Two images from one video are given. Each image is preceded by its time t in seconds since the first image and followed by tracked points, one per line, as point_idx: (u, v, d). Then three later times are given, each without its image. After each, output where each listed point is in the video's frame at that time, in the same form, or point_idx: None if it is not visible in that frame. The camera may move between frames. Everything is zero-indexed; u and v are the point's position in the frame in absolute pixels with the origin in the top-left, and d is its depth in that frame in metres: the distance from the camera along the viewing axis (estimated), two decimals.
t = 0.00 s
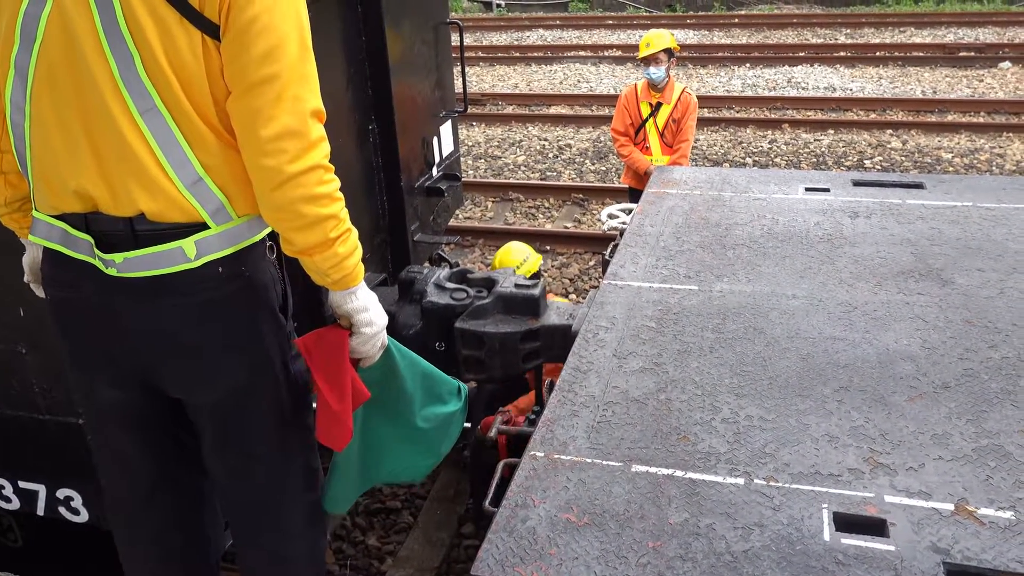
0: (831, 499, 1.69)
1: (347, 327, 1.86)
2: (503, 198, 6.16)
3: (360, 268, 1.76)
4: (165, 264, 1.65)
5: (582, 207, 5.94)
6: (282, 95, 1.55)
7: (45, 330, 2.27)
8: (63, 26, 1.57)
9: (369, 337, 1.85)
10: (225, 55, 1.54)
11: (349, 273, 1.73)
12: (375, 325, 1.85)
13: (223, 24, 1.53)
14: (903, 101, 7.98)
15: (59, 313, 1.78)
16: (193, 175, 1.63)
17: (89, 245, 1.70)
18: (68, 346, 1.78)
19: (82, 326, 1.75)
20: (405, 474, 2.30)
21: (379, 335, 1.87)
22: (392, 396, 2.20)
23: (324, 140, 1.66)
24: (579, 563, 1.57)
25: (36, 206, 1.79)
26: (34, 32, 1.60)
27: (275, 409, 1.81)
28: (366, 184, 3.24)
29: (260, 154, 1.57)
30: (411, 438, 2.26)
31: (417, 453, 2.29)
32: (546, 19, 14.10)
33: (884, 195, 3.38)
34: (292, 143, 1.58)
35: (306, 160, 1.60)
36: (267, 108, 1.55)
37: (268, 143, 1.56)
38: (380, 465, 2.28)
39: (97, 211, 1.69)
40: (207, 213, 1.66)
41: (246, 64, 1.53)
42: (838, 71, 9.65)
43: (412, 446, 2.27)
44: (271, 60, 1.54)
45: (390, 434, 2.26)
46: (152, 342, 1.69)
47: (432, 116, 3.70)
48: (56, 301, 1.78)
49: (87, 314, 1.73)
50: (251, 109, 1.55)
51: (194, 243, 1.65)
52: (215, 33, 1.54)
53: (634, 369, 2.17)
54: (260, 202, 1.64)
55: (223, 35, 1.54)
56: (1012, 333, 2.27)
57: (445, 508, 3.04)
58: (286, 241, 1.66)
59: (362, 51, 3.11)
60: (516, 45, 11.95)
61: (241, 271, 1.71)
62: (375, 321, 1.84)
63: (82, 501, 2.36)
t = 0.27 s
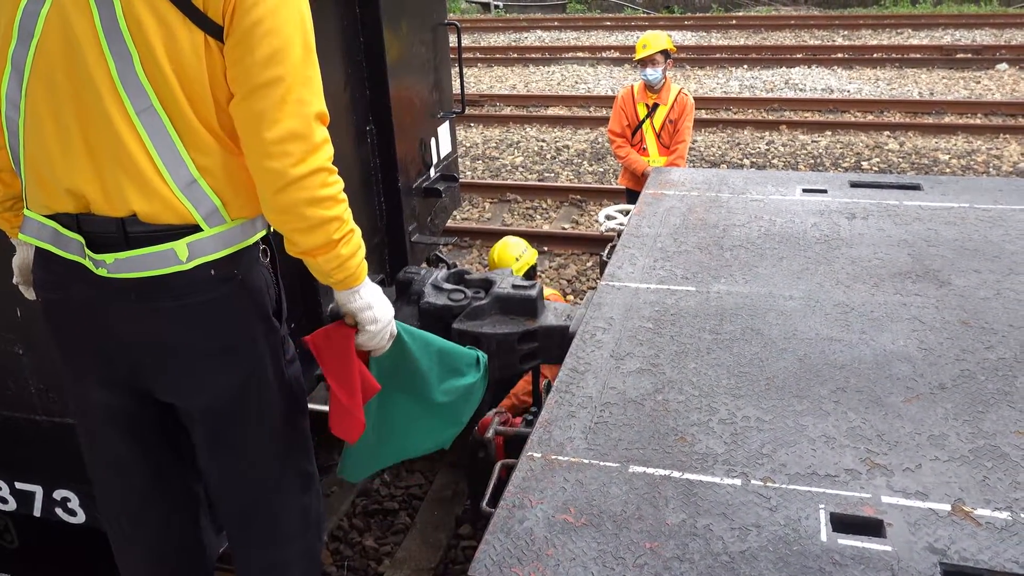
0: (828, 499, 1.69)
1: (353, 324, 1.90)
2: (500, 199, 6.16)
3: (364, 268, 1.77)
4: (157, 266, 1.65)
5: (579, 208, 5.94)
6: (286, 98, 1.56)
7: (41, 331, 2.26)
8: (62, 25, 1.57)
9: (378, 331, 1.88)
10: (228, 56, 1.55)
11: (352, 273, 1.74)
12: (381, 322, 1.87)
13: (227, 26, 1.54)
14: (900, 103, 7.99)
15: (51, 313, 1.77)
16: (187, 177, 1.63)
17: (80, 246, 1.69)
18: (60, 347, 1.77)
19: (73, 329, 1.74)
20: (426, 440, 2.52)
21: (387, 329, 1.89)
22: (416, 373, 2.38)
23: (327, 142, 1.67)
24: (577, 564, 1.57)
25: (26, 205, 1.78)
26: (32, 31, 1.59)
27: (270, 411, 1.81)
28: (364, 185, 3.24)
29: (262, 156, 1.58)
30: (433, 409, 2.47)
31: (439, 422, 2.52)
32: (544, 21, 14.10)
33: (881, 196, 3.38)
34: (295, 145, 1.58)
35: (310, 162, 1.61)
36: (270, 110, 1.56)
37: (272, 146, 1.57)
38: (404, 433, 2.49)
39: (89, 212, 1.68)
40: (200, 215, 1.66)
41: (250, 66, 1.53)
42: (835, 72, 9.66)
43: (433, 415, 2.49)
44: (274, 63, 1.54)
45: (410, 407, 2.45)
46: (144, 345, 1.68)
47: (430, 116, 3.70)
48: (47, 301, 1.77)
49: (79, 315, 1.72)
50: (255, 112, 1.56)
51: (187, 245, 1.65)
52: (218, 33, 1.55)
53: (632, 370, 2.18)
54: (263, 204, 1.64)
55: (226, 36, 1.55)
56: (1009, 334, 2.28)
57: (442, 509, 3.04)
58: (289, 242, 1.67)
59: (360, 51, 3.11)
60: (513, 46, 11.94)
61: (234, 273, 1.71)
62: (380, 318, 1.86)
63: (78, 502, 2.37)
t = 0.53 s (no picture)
0: (826, 499, 1.69)
1: (360, 322, 1.90)
2: (498, 199, 6.16)
3: (371, 268, 1.78)
4: (158, 266, 1.65)
5: (577, 208, 5.94)
6: (292, 102, 1.56)
7: (39, 332, 2.25)
8: (65, 25, 1.57)
9: (388, 326, 1.88)
10: (234, 60, 1.55)
11: (357, 274, 1.74)
12: (388, 318, 1.87)
13: (233, 29, 1.54)
14: (897, 103, 8.01)
15: (50, 313, 1.76)
16: (189, 178, 1.63)
17: (80, 245, 1.69)
18: (60, 348, 1.77)
19: (72, 331, 1.74)
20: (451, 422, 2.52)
21: (395, 324, 1.90)
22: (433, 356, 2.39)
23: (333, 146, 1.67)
24: (575, 564, 1.57)
25: (25, 205, 1.78)
26: (35, 31, 1.59)
27: (270, 413, 1.81)
28: (362, 186, 3.24)
29: (269, 160, 1.58)
30: (453, 392, 2.47)
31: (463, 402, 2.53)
32: (542, 21, 14.10)
33: (878, 196, 3.39)
34: (302, 149, 1.59)
35: (317, 166, 1.61)
36: (277, 115, 1.56)
37: (279, 149, 1.57)
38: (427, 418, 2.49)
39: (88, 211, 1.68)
40: (201, 216, 1.66)
41: (257, 71, 1.54)
42: (832, 73, 9.67)
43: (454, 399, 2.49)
44: (281, 69, 1.55)
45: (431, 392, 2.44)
46: (143, 347, 1.68)
47: (428, 117, 3.70)
48: (45, 301, 1.77)
49: (79, 316, 1.72)
50: (262, 116, 1.56)
51: (187, 246, 1.65)
52: (224, 36, 1.55)
53: (630, 371, 2.18)
54: (270, 207, 1.64)
55: (232, 40, 1.55)
56: (1005, 334, 2.28)
57: (441, 509, 3.04)
58: (295, 245, 1.67)
59: (358, 52, 3.11)
60: (510, 46, 11.95)
61: (234, 274, 1.71)
62: (387, 316, 1.86)
63: (76, 503, 2.37)
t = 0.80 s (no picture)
0: (825, 499, 1.69)
1: (355, 330, 1.90)
2: (496, 199, 6.16)
3: (365, 274, 1.77)
4: (159, 265, 1.64)
5: (575, 208, 5.94)
6: (291, 103, 1.56)
7: (37, 334, 2.25)
8: (67, 25, 1.57)
9: (382, 337, 1.87)
10: (234, 60, 1.55)
11: (353, 280, 1.73)
12: (383, 328, 1.86)
13: (233, 29, 1.54)
14: (894, 103, 8.01)
15: (49, 314, 1.76)
16: (190, 177, 1.63)
17: (81, 245, 1.69)
18: (59, 348, 1.76)
19: (72, 331, 1.73)
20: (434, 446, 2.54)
21: (390, 335, 1.89)
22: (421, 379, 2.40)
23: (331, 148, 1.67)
24: (574, 564, 1.57)
25: (25, 205, 1.77)
26: (37, 30, 1.59)
27: (270, 414, 1.81)
28: (360, 186, 3.23)
29: (267, 161, 1.58)
30: (439, 414, 2.49)
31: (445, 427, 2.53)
32: (539, 21, 14.09)
33: (876, 196, 3.39)
34: (300, 150, 1.58)
35: (315, 167, 1.61)
36: (275, 116, 1.56)
37: (276, 150, 1.57)
38: (412, 436, 2.52)
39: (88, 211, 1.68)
40: (202, 216, 1.66)
41: (256, 71, 1.54)
42: (830, 72, 9.68)
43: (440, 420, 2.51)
44: (281, 69, 1.55)
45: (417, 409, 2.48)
46: (143, 347, 1.68)
47: (425, 117, 3.70)
48: (45, 301, 1.76)
49: (79, 315, 1.71)
50: (261, 116, 1.56)
51: (189, 245, 1.65)
52: (224, 37, 1.55)
53: (628, 371, 2.18)
54: (265, 208, 1.64)
55: (233, 40, 1.55)
56: (1004, 334, 2.28)
57: (439, 510, 3.04)
58: (289, 247, 1.66)
59: (355, 52, 3.11)
60: (509, 46, 11.95)
61: (235, 273, 1.71)
62: (382, 325, 1.86)
63: (74, 504, 2.37)
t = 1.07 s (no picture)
0: (824, 501, 1.69)
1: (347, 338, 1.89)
2: (495, 200, 6.16)
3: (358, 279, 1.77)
4: (159, 269, 1.65)
5: (574, 209, 5.94)
6: (283, 105, 1.56)
7: (36, 337, 2.25)
8: (64, 29, 1.57)
9: (373, 346, 1.87)
10: (228, 63, 1.55)
11: (345, 284, 1.73)
12: (374, 337, 1.86)
13: (227, 32, 1.53)
14: (893, 103, 8.02)
15: (49, 318, 1.76)
16: (189, 180, 1.63)
17: (80, 249, 1.69)
18: (59, 351, 1.76)
19: (71, 334, 1.73)
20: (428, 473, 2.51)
21: (382, 344, 1.89)
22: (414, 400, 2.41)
23: (324, 151, 1.67)
24: (573, 567, 1.57)
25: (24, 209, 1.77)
26: (34, 35, 1.59)
27: (268, 416, 1.81)
28: (359, 188, 3.23)
29: (260, 163, 1.58)
30: (432, 435, 2.48)
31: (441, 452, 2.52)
32: (539, 22, 14.09)
33: (875, 197, 3.39)
34: (292, 152, 1.59)
35: (306, 170, 1.61)
36: (267, 118, 1.56)
37: (268, 152, 1.57)
38: (406, 461, 2.50)
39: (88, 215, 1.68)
40: (201, 218, 1.66)
41: (249, 73, 1.54)
42: (829, 73, 9.69)
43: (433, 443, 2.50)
44: (273, 71, 1.55)
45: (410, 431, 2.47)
46: (143, 350, 1.68)
47: (424, 118, 3.70)
48: (44, 305, 1.76)
49: (78, 318, 1.71)
50: (253, 118, 1.56)
51: (188, 249, 1.65)
52: (219, 41, 1.55)
53: (627, 373, 2.18)
54: (258, 212, 1.64)
55: (227, 43, 1.54)
56: (1002, 335, 2.28)
57: (438, 512, 3.03)
58: (281, 250, 1.66)
59: (354, 54, 3.11)
60: (508, 47, 11.96)
61: (235, 275, 1.70)
62: (371, 334, 1.85)
63: (73, 507, 2.36)
